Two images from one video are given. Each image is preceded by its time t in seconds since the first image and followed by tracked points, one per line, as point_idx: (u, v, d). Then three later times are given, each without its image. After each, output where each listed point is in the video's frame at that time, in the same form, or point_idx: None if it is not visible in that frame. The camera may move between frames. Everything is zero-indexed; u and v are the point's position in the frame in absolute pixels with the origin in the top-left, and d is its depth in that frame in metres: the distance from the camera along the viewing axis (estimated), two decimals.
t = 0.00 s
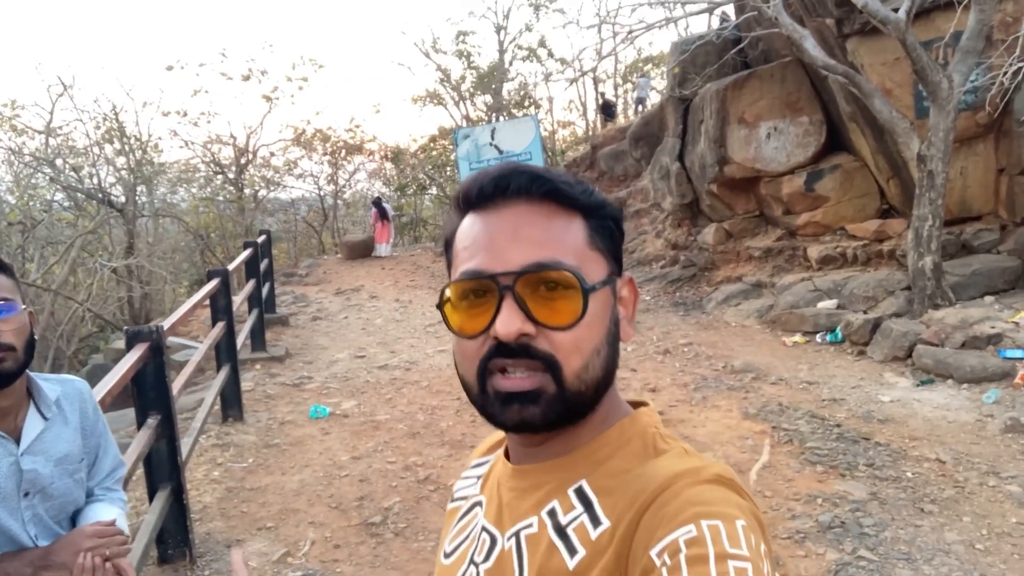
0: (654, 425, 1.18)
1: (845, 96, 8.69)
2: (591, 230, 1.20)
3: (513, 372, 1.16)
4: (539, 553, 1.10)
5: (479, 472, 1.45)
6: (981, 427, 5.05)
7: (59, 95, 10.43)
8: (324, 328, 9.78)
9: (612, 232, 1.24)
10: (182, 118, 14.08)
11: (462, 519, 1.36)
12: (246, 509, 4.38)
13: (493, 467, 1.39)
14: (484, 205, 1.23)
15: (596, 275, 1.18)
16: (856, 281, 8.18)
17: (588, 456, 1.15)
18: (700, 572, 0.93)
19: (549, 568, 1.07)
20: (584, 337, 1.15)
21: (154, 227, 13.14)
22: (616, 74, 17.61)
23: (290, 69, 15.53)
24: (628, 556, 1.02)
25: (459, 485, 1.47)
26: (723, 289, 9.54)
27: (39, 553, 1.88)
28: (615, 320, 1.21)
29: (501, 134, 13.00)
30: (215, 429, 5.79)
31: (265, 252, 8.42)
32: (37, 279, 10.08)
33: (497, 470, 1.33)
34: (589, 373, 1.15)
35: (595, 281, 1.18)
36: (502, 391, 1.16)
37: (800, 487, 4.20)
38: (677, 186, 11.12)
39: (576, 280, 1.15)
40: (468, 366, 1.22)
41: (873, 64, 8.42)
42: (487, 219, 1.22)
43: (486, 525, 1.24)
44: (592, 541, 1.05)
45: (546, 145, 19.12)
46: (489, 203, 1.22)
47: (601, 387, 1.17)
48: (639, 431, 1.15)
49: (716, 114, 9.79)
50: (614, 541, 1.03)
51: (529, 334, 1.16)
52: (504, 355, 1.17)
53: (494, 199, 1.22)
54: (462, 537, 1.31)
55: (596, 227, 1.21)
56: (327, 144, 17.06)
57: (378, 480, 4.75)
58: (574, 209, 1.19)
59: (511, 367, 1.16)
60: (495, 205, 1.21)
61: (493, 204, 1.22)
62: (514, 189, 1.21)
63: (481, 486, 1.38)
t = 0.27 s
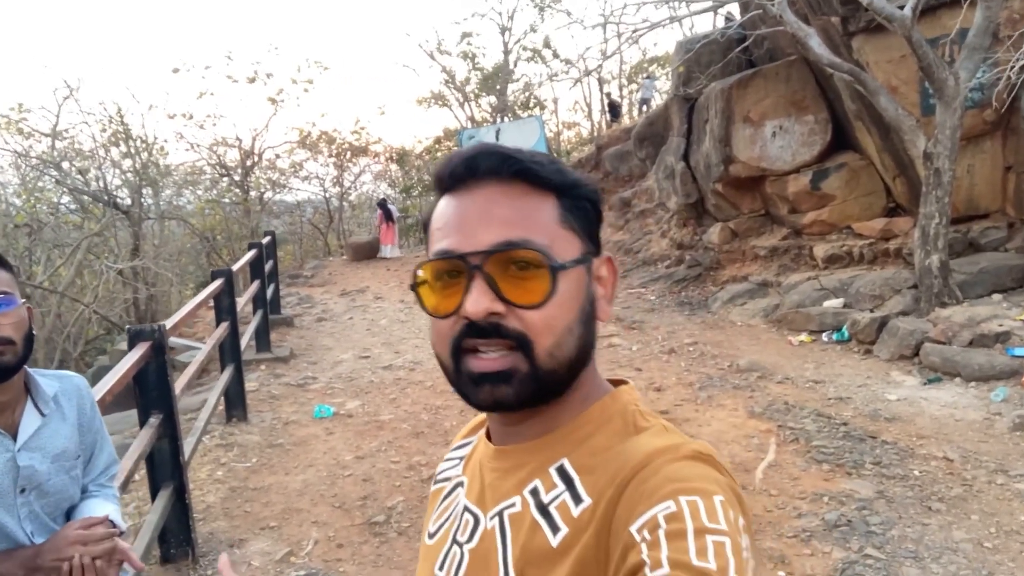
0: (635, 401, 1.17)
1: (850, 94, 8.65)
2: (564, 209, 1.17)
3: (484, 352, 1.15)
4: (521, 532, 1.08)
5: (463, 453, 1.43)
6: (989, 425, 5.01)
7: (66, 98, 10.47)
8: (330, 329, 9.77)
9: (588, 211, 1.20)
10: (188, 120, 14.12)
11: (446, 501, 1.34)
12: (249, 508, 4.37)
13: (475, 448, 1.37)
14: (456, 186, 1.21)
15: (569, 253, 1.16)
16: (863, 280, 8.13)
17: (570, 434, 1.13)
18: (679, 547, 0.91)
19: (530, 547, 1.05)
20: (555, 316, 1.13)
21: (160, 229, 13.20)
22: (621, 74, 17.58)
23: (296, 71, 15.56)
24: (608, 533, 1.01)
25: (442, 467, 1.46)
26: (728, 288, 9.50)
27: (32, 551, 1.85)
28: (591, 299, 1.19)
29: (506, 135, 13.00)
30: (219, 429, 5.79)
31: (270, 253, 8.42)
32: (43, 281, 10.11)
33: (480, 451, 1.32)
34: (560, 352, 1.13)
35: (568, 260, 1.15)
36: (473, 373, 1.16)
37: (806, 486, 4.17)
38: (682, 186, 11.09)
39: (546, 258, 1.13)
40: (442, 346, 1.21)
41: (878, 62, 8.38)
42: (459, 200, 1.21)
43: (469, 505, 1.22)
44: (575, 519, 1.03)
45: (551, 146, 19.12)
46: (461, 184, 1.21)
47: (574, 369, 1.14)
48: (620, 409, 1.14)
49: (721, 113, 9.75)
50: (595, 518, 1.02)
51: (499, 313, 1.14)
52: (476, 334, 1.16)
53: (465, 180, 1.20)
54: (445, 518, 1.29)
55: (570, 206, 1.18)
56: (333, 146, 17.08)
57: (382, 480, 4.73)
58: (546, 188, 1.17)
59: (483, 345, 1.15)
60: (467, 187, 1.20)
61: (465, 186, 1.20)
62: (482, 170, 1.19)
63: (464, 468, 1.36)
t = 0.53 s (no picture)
0: (615, 405, 1.18)
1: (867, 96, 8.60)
2: (473, 229, 1.14)
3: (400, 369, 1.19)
4: (502, 536, 1.11)
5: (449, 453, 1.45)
6: (1005, 429, 4.97)
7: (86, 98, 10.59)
8: (344, 328, 9.82)
9: (513, 228, 1.15)
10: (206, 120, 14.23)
11: (434, 503, 1.37)
12: (263, 505, 4.42)
13: (460, 451, 1.40)
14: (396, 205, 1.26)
15: (471, 276, 1.13)
16: (878, 283, 8.08)
17: (546, 439, 1.15)
18: (654, 551, 0.93)
19: (512, 551, 1.09)
20: (450, 339, 1.13)
21: (177, 228, 13.32)
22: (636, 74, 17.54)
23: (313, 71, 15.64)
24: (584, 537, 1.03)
25: (432, 466, 1.47)
26: (742, 290, 9.47)
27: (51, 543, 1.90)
28: (508, 321, 1.13)
29: (521, 135, 13.00)
30: (235, 427, 5.85)
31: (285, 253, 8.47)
32: (62, 279, 10.22)
33: (464, 453, 1.34)
34: (454, 376, 1.13)
35: (467, 283, 1.13)
36: (405, 382, 1.21)
37: (818, 489, 4.16)
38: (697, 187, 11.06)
39: (439, 283, 1.14)
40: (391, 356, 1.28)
41: (896, 63, 8.32)
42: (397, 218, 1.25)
43: (453, 508, 1.26)
44: (552, 525, 1.06)
45: (566, 146, 19.11)
46: (399, 202, 1.25)
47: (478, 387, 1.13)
48: (600, 412, 1.15)
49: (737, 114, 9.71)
50: (572, 523, 1.05)
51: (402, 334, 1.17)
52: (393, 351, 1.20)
53: (400, 199, 1.24)
54: (433, 520, 1.32)
55: (482, 226, 1.14)
56: (348, 147, 17.15)
57: (394, 479, 4.76)
58: (456, 209, 1.16)
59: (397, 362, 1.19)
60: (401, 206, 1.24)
61: (399, 205, 1.24)
62: (416, 185, 1.21)
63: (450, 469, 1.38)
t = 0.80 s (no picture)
0: (617, 415, 1.17)
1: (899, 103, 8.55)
2: (429, 260, 1.15)
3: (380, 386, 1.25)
4: (500, 548, 1.13)
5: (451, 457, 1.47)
6: None
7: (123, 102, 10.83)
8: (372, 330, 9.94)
9: (465, 257, 1.13)
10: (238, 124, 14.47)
11: (435, 507, 1.39)
12: (293, 502, 4.51)
13: (459, 457, 1.41)
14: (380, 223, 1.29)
15: (426, 308, 1.15)
16: (908, 291, 8.01)
17: (543, 451, 1.15)
18: (654, 569, 0.93)
19: (509, 564, 1.10)
20: (409, 367, 1.16)
21: (210, 230, 13.56)
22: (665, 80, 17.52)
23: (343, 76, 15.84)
24: (581, 553, 1.04)
25: (434, 470, 1.49)
26: (770, 297, 9.43)
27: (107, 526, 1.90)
28: (463, 352, 1.14)
29: (548, 141, 13.06)
30: (266, 425, 5.96)
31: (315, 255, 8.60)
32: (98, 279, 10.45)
33: (463, 459, 1.35)
34: (414, 403, 1.16)
35: (421, 315, 1.15)
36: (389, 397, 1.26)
37: (844, 496, 4.16)
38: (725, 193, 11.02)
39: (396, 313, 1.17)
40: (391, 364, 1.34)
41: (928, 70, 8.26)
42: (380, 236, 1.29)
43: (451, 516, 1.27)
44: (550, 541, 1.07)
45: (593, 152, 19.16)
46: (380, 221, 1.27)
47: (438, 414, 1.16)
48: (600, 424, 1.14)
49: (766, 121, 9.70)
50: (570, 537, 1.05)
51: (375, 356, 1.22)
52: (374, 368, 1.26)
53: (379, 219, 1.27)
54: (432, 526, 1.34)
55: (436, 257, 1.15)
56: (377, 151, 17.32)
57: (421, 478, 4.83)
58: (413, 238, 1.16)
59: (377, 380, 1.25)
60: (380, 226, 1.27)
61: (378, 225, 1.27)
62: (387, 206, 1.22)
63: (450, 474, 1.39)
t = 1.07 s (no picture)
0: (632, 440, 1.16)
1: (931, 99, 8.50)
2: (423, 286, 1.15)
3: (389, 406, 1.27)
4: (505, 564, 1.11)
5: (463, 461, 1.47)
6: None
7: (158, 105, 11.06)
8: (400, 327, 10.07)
9: (456, 285, 1.12)
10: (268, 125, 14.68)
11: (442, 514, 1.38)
12: (331, 494, 4.62)
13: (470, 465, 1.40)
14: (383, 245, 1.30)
15: (422, 334, 1.15)
16: (939, 289, 7.96)
17: (555, 472, 1.13)
18: None
19: None
20: (409, 393, 1.17)
21: (240, 229, 13.78)
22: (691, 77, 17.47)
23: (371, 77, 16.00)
24: None
25: (443, 474, 1.50)
26: (799, 295, 9.40)
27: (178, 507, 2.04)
28: (459, 379, 1.14)
29: (575, 139, 13.10)
30: (301, 420, 6.09)
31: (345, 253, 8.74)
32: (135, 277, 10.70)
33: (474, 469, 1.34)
34: (415, 428, 1.17)
35: (418, 340, 1.15)
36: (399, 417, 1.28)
37: (875, 492, 4.19)
38: (754, 191, 10.99)
39: (393, 339, 1.18)
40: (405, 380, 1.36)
41: (960, 66, 8.19)
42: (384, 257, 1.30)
43: (455, 526, 1.26)
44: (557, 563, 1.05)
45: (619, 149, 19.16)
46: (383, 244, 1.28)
47: (439, 438, 1.17)
48: (614, 447, 1.13)
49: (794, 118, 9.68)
50: (578, 561, 1.03)
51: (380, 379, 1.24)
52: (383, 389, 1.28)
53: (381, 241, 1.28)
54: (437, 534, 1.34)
55: (429, 284, 1.15)
56: (404, 150, 17.47)
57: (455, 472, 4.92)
58: (406, 264, 1.17)
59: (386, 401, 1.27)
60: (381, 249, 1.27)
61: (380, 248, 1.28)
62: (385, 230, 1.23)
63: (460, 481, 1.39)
